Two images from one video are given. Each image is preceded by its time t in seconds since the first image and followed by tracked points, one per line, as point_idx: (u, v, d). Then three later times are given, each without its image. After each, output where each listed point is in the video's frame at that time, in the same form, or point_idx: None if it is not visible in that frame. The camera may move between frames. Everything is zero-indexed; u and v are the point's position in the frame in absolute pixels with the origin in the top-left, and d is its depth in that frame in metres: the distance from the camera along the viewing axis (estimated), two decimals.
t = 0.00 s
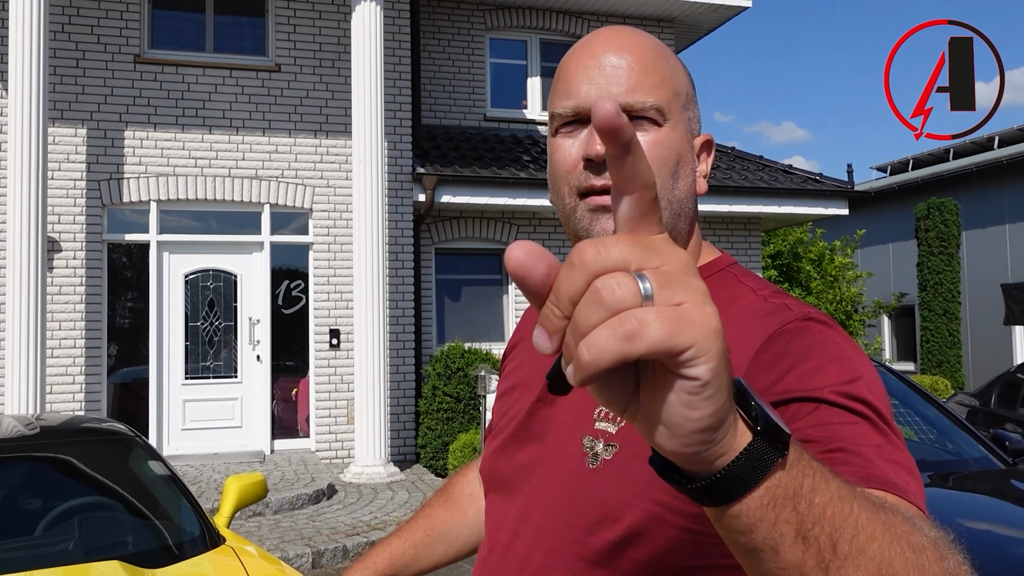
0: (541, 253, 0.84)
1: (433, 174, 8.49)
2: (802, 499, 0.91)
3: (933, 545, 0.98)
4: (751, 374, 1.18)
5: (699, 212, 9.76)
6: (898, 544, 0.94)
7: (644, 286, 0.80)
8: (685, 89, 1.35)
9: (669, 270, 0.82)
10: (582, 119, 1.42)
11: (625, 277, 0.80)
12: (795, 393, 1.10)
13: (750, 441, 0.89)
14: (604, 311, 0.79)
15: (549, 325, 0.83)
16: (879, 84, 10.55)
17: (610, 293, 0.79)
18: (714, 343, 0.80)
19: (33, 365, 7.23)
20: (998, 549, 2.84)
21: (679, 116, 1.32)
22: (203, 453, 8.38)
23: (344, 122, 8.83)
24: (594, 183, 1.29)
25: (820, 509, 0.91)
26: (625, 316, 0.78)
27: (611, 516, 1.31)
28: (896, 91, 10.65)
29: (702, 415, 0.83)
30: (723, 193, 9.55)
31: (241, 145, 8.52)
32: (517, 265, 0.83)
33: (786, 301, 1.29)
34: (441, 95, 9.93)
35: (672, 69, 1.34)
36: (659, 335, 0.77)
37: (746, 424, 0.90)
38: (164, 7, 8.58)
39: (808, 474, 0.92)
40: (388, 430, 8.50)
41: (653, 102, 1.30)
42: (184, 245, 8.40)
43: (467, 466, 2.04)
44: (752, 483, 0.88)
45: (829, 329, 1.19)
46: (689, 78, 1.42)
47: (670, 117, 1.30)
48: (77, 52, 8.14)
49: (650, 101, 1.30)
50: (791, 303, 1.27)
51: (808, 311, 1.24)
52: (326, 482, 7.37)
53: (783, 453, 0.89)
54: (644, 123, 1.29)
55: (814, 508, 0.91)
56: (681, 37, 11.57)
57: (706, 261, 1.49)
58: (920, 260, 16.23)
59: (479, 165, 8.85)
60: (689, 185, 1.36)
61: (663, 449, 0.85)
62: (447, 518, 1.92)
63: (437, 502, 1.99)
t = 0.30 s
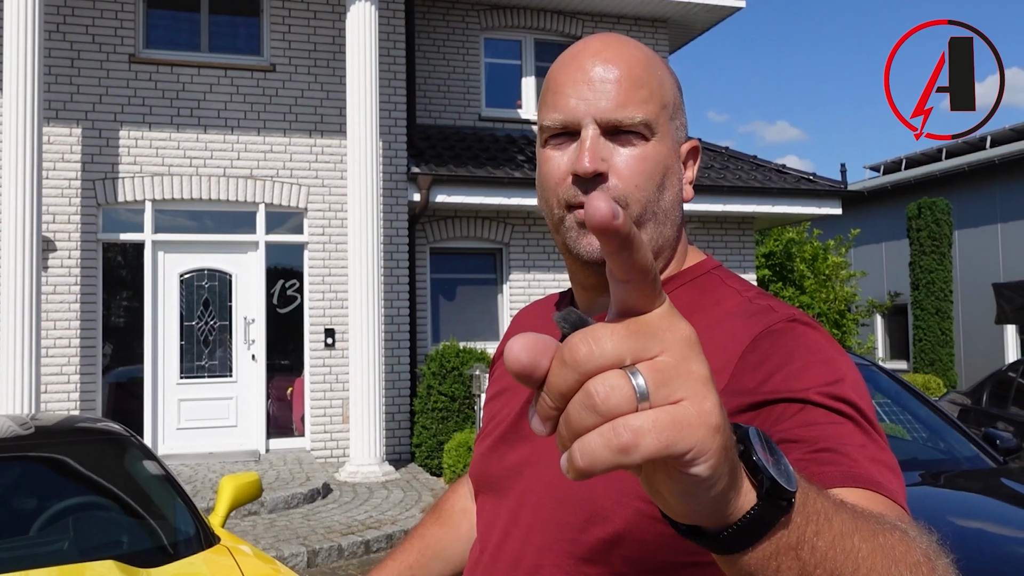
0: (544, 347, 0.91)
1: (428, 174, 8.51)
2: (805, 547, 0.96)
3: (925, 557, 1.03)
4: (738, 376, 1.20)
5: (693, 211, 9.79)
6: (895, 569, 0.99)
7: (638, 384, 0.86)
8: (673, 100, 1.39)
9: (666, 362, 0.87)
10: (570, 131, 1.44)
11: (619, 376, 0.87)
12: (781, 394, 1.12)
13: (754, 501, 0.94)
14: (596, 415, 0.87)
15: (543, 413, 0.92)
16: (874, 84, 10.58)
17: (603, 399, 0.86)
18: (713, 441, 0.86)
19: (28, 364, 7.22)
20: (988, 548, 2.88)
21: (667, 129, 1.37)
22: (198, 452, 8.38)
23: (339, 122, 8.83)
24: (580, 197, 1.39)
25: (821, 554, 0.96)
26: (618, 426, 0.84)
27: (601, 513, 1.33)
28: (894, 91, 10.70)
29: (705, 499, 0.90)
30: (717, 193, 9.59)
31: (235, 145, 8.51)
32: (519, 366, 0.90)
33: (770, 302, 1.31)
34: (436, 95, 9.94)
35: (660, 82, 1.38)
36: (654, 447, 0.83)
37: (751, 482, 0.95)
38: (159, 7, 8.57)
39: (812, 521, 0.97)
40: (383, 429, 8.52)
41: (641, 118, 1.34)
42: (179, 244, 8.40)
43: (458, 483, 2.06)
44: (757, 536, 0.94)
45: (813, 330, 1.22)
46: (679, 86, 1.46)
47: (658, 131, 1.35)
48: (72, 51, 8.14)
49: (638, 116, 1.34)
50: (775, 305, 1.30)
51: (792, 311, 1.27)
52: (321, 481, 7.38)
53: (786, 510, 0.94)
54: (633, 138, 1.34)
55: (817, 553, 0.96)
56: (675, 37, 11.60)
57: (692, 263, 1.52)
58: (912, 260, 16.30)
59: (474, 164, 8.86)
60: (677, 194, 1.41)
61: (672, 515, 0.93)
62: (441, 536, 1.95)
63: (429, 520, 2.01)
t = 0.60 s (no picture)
0: (535, 351, 0.91)
1: (424, 174, 8.49)
2: (797, 545, 0.95)
3: (917, 554, 1.02)
4: (731, 375, 1.19)
5: (689, 211, 9.79)
6: (887, 566, 0.98)
7: (631, 386, 0.85)
8: (668, 103, 1.38)
9: (657, 365, 0.87)
10: (566, 134, 1.43)
11: (612, 379, 0.86)
12: (772, 393, 1.12)
13: (746, 501, 0.93)
14: (589, 418, 0.86)
15: (537, 416, 0.91)
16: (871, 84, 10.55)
17: (596, 400, 0.85)
18: (704, 443, 0.86)
19: (22, 366, 7.19)
20: (984, 547, 2.87)
21: (662, 131, 1.36)
22: (193, 453, 8.35)
23: (334, 122, 8.81)
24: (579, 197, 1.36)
25: (812, 552, 0.95)
26: (612, 428, 0.83)
27: (594, 512, 1.32)
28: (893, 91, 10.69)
29: (697, 499, 0.89)
30: (713, 193, 9.60)
31: (230, 145, 8.49)
32: (511, 370, 0.90)
33: (762, 302, 1.31)
34: (432, 94, 9.92)
35: (656, 85, 1.38)
36: (647, 449, 0.83)
37: (743, 483, 0.94)
38: (153, 6, 8.55)
39: (803, 520, 0.96)
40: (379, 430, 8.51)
41: (637, 120, 1.33)
42: (174, 244, 8.37)
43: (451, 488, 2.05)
44: (749, 536, 0.93)
45: (804, 330, 1.21)
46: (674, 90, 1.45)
47: (653, 134, 1.34)
48: (66, 51, 8.11)
49: (634, 119, 1.33)
50: (767, 305, 1.29)
51: (783, 311, 1.26)
52: (317, 482, 7.36)
53: (777, 511, 0.93)
54: (628, 140, 1.34)
55: (808, 551, 0.95)
56: (671, 37, 11.59)
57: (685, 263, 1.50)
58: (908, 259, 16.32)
59: (470, 164, 8.85)
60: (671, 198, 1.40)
61: (666, 517, 0.92)
62: (437, 544, 1.93)
63: (424, 527, 2.00)
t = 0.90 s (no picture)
0: (533, 359, 0.91)
1: (421, 175, 8.50)
2: (790, 548, 0.96)
3: (910, 555, 1.03)
4: (729, 377, 1.20)
5: (686, 212, 9.80)
6: (880, 568, 0.99)
7: (626, 394, 0.86)
8: (667, 108, 1.39)
9: (652, 373, 0.87)
10: (565, 136, 1.44)
11: (607, 388, 0.87)
12: (770, 395, 1.12)
13: (740, 505, 0.94)
14: (585, 425, 0.86)
15: (533, 422, 0.91)
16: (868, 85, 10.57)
17: (592, 408, 0.86)
18: (698, 449, 0.87)
19: (17, 366, 7.18)
20: (979, 548, 2.89)
21: (660, 136, 1.37)
22: (189, 454, 8.34)
23: (331, 123, 8.80)
24: (576, 201, 1.37)
25: (806, 555, 0.96)
26: (607, 435, 0.84)
27: (594, 513, 1.33)
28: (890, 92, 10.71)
29: (691, 505, 0.90)
30: (710, 194, 9.61)
31: (227, 146, 8.49)
32: (508, 377, 0.90)
33: (759, 306, 1.31)
34: (428, 94, 9.92)
35: (656, 89, 1.39)
36: (643, 455, 0.83)
37: (737, 487, 0.95)
38: (150, 7, 8.55)
39: (798, 523, 0.96)
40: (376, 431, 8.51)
41: (636, 124, 1.34)
42: (170, 245, 8.37)
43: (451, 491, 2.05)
44: (743, 539, 0.94)
45: (801, 332, 1.22)
46: (675, 94, 1.46)
47: (652, 139, 1.35)
48: (62, 52, 8.10)
49: (632, 123, 1.34)
50: (765, 308, 1.30)
51: (780, 315, 1.26)
52: (313, 483, 7.35)
53: (771, 515, 0.94)
54: (626, 144, 1.34)
55: (802, 553, 0.96)
56: (668, 38, 11.60)
57: (684, 266, 1.51)
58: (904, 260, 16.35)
59: (467, 165, 8.86)
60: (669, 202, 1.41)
61: (661, 521, 0.93)
62: (439, 546, 1.94)
63: (425, 529, 2.00)
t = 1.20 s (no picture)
0: (523, 365, 0.93)
1: (418, 176, 8.50)
2: (783, 552, 0.96)
3: (903, 557, 1.03)
4: (726, 377, 1.20)
5: (683, 214, 9.82)
6: (873, 570, 0.99)
7: (615, 400, 0.87)
8: (665, 108, 1.40)
9: (642, 377, 0.88)
10: (563, 136, 1.44)
11: (597, 394, 0.87)
12: (766, 397, 1.13)
13: (731, 508, 0.94)
14: (575, 431, 0.87)
15: (525, 427, 0.92)
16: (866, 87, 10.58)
17: (582, 413, 0.86)
18: (687, 454, 0.87)
19: (14, 366, 7.16)
20: (975, 549, 2.90)
21: (657, 135, 1.37)
22: (186, 455, 8.33)
23: (328, 123, 8.80)
24: (573, 198, 1.37)
25: (797, 558, 0.97)
26: (596, 441, 0.84)
27: (592, 513, 1.33)
28: (888, 95, 10.73)
29: (681, 509, 0.90)
30: (707, 196, 9.63)
31: (225, 146, 8.48)
32: (499, 382, 0.93)
33: (757, 307, 1.32)
34: (426, 96, 9.93)
35: (654, 90, 1.39)
36: (631, 460, 0.84)
37: (729, 490, 0.95)
38: (148, 7, 8.55)
39: (789, 526, 0.97)
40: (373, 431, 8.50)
41: (632, 124, 1.35)
42: (167, 245, 8.36)
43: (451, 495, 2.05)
44: (736, 542, 0.94)
45: (798, 334, 1.22)
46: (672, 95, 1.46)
47: (648, 138, 1.36)
48: (60, 52, 8.09)
49: (629, 122, 1.35)
50: (762, 309, 1.30)
51: (778, 316, 1.27)
52: (310, 484, 7.34)
53: (763, 518, 0.94)
54: (623, 143, 1.35)
55: (794, 556, 0.97)
56: (665, 40, 11.62)
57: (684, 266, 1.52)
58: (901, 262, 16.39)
59: (464, 166, 8.86)
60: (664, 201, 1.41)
61: (653, 525, 0.94)
62: (441, 548, 1.94)
63: (426, 531, 2.00)
